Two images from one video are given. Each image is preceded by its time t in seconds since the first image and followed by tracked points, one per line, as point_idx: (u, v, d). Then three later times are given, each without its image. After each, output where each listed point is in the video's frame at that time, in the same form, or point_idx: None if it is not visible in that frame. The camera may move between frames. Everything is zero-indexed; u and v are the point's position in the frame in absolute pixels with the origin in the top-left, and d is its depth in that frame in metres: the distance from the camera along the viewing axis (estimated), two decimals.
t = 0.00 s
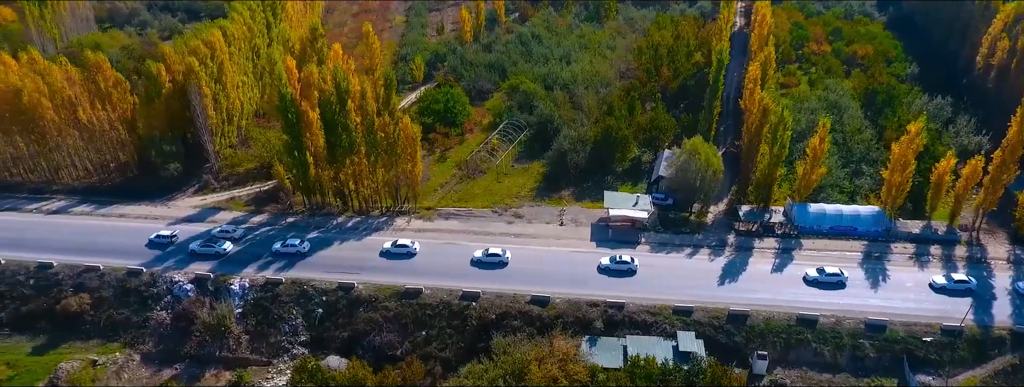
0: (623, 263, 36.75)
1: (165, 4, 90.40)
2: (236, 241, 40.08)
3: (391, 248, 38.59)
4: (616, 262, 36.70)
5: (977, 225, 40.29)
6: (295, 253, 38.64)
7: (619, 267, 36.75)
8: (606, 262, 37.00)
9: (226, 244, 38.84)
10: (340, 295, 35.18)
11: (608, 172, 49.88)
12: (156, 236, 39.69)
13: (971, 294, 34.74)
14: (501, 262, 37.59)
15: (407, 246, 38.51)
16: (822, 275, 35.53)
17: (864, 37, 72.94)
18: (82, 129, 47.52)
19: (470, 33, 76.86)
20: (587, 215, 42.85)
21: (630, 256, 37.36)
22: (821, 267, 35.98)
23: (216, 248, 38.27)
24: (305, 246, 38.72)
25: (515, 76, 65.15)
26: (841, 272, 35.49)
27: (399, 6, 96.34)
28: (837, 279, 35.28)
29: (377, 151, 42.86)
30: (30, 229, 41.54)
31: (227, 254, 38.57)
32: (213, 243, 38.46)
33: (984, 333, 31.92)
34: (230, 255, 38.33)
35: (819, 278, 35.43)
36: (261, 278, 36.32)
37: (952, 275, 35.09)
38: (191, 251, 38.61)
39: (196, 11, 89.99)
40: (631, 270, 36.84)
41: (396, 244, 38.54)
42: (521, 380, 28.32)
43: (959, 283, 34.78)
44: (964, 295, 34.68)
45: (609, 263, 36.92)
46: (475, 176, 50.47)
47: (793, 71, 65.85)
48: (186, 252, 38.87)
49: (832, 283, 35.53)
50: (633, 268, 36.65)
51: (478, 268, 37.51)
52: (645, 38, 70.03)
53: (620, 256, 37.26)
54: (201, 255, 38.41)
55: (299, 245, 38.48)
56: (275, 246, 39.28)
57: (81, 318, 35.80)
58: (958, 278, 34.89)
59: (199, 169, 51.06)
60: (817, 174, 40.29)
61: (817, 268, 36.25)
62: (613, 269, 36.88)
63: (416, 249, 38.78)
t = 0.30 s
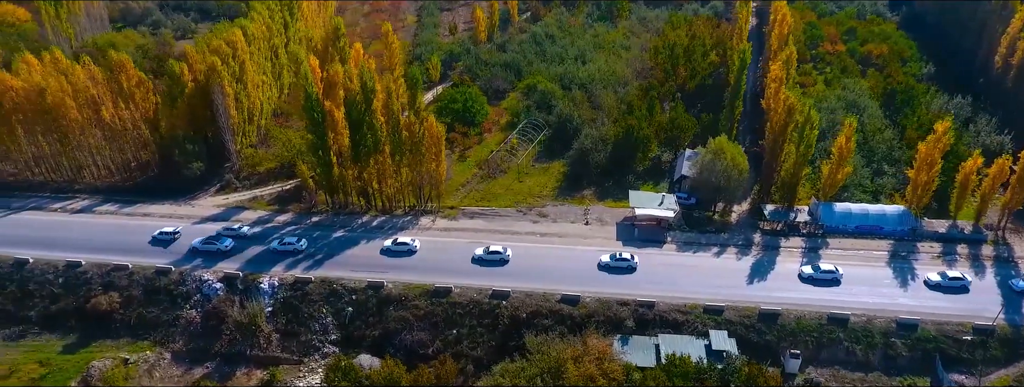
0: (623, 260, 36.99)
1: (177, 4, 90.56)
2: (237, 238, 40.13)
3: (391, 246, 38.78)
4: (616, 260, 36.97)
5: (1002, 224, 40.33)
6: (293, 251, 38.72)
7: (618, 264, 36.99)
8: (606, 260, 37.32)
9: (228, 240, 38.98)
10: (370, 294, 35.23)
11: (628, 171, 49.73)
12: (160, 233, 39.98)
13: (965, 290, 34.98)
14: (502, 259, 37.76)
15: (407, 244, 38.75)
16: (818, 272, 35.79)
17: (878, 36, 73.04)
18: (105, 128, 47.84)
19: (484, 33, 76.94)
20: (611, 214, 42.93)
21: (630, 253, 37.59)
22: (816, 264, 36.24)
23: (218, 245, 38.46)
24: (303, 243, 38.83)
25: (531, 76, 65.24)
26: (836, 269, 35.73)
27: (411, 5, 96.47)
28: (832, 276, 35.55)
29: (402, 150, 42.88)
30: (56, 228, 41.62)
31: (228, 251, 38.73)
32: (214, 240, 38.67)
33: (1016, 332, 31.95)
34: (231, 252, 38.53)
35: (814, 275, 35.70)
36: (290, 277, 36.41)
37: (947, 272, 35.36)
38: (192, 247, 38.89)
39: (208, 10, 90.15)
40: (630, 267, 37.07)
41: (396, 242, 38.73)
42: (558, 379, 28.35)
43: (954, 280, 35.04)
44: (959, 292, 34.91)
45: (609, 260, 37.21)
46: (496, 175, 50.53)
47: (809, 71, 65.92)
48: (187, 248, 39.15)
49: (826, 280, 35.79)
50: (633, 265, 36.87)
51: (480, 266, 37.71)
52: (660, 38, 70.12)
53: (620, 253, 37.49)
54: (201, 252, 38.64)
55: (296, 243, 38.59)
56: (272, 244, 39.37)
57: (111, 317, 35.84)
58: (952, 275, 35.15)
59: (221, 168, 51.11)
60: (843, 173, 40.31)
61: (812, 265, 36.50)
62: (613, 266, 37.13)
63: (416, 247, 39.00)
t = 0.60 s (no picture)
0: (623, 257, 37.30)
1: (190, 4, 90.74)
2: (239, 235, 40.38)
3: (391, 243, 38.83)
4: (616, 257, 37.28)
5: None
6: (290, 248, 38.77)
7: (619, 261, 37.30)
8: (606, 257, 37.67)
9: (230, 238, 39.30)
10: (399, 293, 35.25)
11: (648, 171, 49.79)
12: (163, 230, 40.28)
13: (960, 287, 35.21)
14: (503, 257, 37.88)
15: (407, 242, 38.66)
16: (813, 269, 36.04)
17: (893, 36, 73.14)
18: (127, 127, 48.02)
19: (498, 33, 77.01)
20: (635, 213, 42.99)
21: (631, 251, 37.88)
22: (812, 262, 36.52)
23: (220, 242, 38.81)
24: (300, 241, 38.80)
25: (547, 76, 65.33)
26: (831, 266, 35.96)
27: (422, 5, 96.59)
28: (826, 273, 35.77)
29: (426, 149, 42.91)
30: (83, 227, 41.71)
31: (229, 248, 39.06)
32: (216, 237, 39.03)
33: None
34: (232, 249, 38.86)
35: (810, 272, 35.94)
36: (319, 276, 36.46)
37: (942, 270, 35.57)
38: (194, 244, 39.28)
39: (220, 10, 90.23)
40: (630, 264, 37.34)
41: (396, 240, 38.74)
42: (595, 378, 28.40)
43: (948, 278, 35.26)
44: (954, 289, 35.12)
45: (609, 258, 37.50)
46: (516, 174, 50.55)
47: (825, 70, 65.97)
48: (189, 245, 39.57)
49: (822, 278, 36.01)
50: (633, 262, 37.15)
51: (481, 263, 37.89)
52: (675, 38, 70.20)
53: (621, 251, 37.81)
54: (203, 249, 39.04)
55: (293, 241, 38.57)
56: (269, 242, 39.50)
57: (141, 316, 35.88)
58: (947, 272, 35.37)
59: (242, 167, 51.27)
60: (869, 173, 40.24)
61: (808, 263, 36.77)
62: (613, 263, 37.44)
63: (416, 245, 38.95)
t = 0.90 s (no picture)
0: (623, 254, 37.47)
1: (202, 4, 90.86)
2: (243, 233, 40.84)
3: (390, 242, 39.06)
4: (616, 254, 37.44)
5: None
6: (288, 247, 39.01)
7: (619, 258, 37.45)
8: (607, 254, 37.80)
9: (232, 235, 39.77)
10: (430, 292, 35.28)
11: (669, 170, 49.81)
12: (167, 227, 40.76)
13: (955, 285, 35.46)
14: (503, 254, 38.08)
15: (405, 240, 38.93)
16: (809, 266, 36.35)
17: (907, 36, 73.15)
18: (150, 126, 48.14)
19: (512, 32, 77.00)
20: (660, 213, 43.02)
21: (631, 248, 38.07)
22: (808, 259, 36.82)
23: (222, 239, 39.23)
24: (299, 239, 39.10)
25: (564, 76, 65.39)
26: (827, 264, 36.24)
27: (433, 5, 96.65)
28: (822, 270, 36.05)
29: (451, 149, 42.87)
30: (109, 226, 41.80)
31: (230, 244, 39.48)
32: (218, 234, 39.47)
33: None
34: (234, 246, 39.27)
35: (805, 269, 36.25)
36: (349, 275, 36.48)
37: (938, 267, 35.80)
38: (196, 241, 39.69)
39: (232, 10, 90.30)
40: (631, 261, 37.53)
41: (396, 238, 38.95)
42: (633, 376, 28.46)
43: (945, 275, 35.49)
44: (949, 286, 35.36)
45: (610, 254, 37.65)
46: (538, 174, 50.59)
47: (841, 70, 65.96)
48: (191, 242, 39.95)
49: (818, 275, 36.28)
50: (633, 259, 37.35)
51: (481, 260, 38.10)
52: (690, 38, 70.21)
53: (621, 248, 37.99)
54: (204, 245, 39.43)
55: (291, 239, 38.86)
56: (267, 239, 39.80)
57: (171, 314, 35.92)
58: (943, 270, 35.60)
59: (263, 165, 51.45)
60: (896, 172, 40.06)
61: (804, 260, 37.07)
62: (613, 260, 37.60)
63: (415, 243, 39.18)
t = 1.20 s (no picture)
0: (623, 252, 37.63)
1: (214, 4, 90.93)
2: (247, 231, 41.07)
3: (389, 240, 39.18)
4: (617, 252, 37.60)
5: None
6: (286, 244, 39.36)
7: (619, 256, 37.65)
8: (607, 251, 37.97)
9: (234, 233, 40.21)
10: (460, 292, 35.27)
11: (691, 170, 49.82)
12: (170, 225, 41.02)
13: (952, 283, 35.61)
14: (502, 253, 38.23)
15: (404, 238, 39.04)
16: (805, 265, 36.58)
17: (922, 36, 73.10)
18: (172, 125, 48.17)
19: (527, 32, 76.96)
20: (685, 213, 43.01)
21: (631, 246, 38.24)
22: (804, 257, 37.05)
23: (223, 236, 39.65)
24: (298, 237, 39.39)
25: (581, 76, 65.40)
26: (823, 262, 36.47)
27: (445, 4, 96.67)
28: (819, 269, 36.29)
29: (476, 149, 42.83)
30: (135, 225, 41.84)
31: (233, 242, 39.90)
32: (220, 232, 39.87)
33: None
34: (236, 243, 39.67)
35: (802, 268, 36.48)
36: (378, 275, 36.46)
37: (934, 266, 35.94)
38: (199, 239, 40.03)
39: (244, 9, 90.30)
40: (631, 259, 37.72)
41: (395, 236, 39.03)
42: (670, 376, 28.49)
43: (941, 273, 35.63)
44: (946, 285, 35.50)
45: (611, 252, 37.80)
46: (559, 174, 50.60)
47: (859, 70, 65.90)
48: (194, 239, 40.29)
49: (815, 273, 36.52)
50: (633, 257, 37.54)
51: (482, 258, 38.23)
52: (706, 38, 70.19)
53: (621, 246, 38.16)
54: (206, 243, 39.79)
55: (291, 237, 39.15)
56: (266, 237, 40.16)
57: (200, 313, 35.93)
58: (939, 268, 35.74)
59: (284, 165, 51.48)
60: (922, 172, 39.97)
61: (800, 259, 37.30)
62: (614, 258, 37.78)
63: (413, 242, 39.24)
